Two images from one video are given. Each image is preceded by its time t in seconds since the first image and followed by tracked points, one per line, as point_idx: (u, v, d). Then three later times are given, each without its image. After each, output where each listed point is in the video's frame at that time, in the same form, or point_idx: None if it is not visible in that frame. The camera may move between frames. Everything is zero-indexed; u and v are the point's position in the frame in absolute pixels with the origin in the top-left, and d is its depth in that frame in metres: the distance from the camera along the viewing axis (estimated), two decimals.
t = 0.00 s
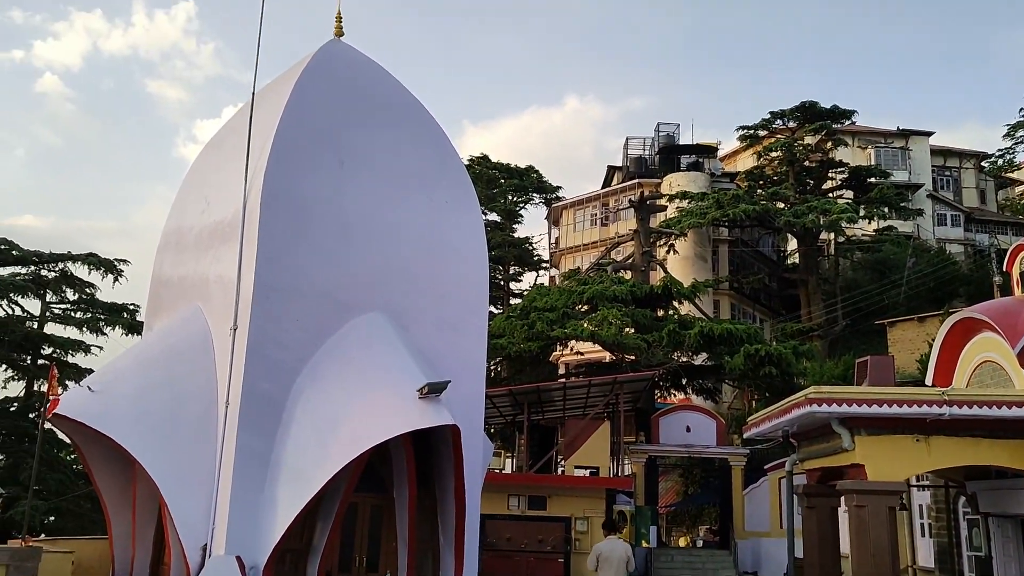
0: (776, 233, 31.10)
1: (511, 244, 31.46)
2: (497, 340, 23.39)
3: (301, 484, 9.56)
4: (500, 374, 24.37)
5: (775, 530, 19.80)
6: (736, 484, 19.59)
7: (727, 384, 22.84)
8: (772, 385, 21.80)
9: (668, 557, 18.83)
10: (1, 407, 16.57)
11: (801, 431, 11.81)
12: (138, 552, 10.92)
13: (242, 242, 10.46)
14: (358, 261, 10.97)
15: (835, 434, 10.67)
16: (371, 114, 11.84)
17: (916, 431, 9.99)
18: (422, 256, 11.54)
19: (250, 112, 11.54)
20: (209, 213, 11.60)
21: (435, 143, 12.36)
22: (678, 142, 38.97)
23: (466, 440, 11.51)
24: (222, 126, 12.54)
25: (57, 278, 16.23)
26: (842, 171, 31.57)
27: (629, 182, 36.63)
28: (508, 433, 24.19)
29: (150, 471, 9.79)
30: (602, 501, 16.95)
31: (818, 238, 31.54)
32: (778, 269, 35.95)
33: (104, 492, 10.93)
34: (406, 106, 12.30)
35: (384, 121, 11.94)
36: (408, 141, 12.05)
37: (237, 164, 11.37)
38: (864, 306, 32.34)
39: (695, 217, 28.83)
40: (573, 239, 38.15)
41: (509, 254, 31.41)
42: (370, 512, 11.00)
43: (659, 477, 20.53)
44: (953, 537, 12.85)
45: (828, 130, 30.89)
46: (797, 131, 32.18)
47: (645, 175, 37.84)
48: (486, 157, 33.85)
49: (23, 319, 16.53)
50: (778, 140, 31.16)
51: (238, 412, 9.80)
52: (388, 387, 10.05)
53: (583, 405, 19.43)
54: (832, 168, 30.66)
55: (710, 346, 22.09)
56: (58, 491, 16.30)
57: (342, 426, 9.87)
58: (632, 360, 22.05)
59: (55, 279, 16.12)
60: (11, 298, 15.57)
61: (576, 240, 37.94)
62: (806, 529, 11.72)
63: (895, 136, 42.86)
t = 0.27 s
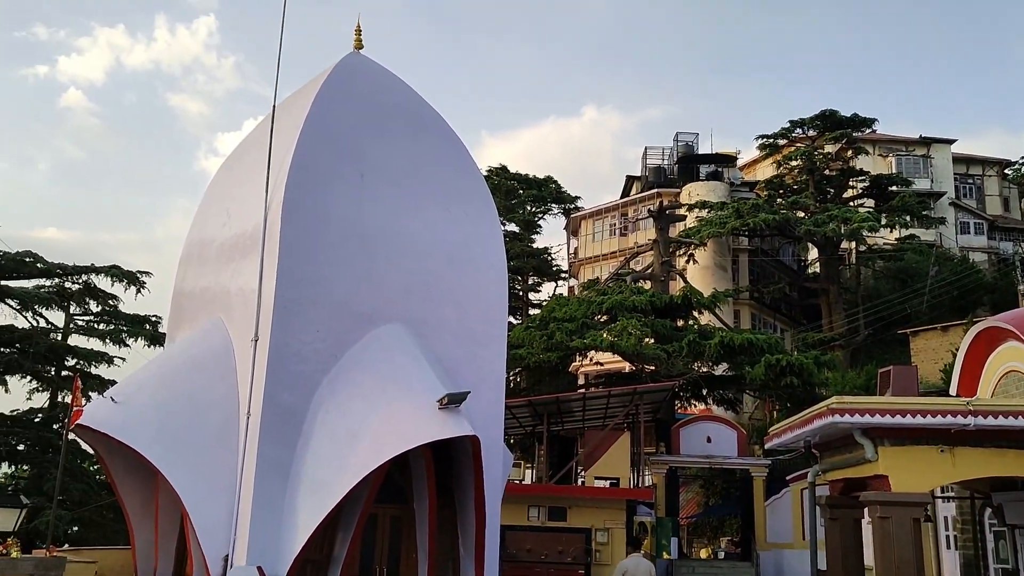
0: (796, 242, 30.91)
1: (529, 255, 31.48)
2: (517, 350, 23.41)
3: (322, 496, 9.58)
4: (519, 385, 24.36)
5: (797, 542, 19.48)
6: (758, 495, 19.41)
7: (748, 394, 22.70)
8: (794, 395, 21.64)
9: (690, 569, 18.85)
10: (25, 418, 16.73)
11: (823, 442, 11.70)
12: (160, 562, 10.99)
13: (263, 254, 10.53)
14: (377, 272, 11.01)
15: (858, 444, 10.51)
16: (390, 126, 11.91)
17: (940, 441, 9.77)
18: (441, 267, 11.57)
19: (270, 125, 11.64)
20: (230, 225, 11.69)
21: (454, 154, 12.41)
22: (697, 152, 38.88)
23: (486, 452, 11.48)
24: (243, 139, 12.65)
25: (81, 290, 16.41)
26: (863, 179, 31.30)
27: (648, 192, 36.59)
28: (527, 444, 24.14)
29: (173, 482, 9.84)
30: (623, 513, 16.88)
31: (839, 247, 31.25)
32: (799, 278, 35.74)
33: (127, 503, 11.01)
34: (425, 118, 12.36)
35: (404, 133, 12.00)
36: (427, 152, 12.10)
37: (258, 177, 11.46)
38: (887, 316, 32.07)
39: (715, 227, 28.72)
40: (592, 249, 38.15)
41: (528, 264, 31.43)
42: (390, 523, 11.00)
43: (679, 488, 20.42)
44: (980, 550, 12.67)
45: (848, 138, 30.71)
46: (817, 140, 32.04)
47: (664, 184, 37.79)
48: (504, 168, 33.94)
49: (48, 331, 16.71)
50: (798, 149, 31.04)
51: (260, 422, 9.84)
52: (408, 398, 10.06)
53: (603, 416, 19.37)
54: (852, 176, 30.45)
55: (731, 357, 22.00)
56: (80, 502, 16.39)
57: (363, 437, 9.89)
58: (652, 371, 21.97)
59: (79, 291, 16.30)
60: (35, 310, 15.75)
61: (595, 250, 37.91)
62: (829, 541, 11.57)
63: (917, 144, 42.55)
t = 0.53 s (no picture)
0: (817, 246, 30.69)
1: (548, 260, 31.50)
2: (536, 355, 23.41)
3: (343, 501, 9.60)
4: (538, 390, 24.33)
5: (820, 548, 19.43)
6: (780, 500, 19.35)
7: (768, 398, 22.58)
8: (816, 400, 21.50)
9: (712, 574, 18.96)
10: (50, 424, 16.90)
11: (845, 447, 11.60)
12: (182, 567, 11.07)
13: (284, 261, 10.60)
14: (397, 279, 11.05)
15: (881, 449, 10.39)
16: (408, 133, 11.95)
17: (965, 446, 9.58)
18: (459, 272, 11.58)
19: (290, 133, 11.71)
20: (251, 233, 11.77)
21: (472, 159, 12.42)
22: (716, 155, 38.76)
23: (505, 457, 11.45)
24: (263, 147, 12.73)
25: (104, 297, 16.59)
26: (885, 182, 31.00)
27: (666, 196, 36.52)
28: (547, 449, 24.10)
29: (196, 488, 9.91)
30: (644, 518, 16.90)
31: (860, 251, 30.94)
32: (819, 281, 35.51)
33: (150, 509, 11.10)
34: (443, 124, 12.38)
35: (422, 139, 12.03)
36: (445, 158, 12.13)
37: (278, 184, 11.53)
38: (909, 319, 31.83)
39: (734, 230, 28.59)
40: (611, 254, 38.10)
41: (546, 269, 31.44)
42: (411, 528, 11.02)
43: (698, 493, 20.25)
44: (1007, 556, 12.53)
45: (868, 140, 30.47)
46: (837, 142, 31.83)
47: (683, 188, 37.69)
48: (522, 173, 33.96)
49: (71, 337, 16.90)
50: (817, 152, 30.88)
51: (282, 429, 9.88)
52: (427, 403, 10.06)
53: (623, 421, 19.33)
54: (874, 178, 30.22)
55: (752, 361, 21.92)
56: (104, 507, 16.58)
57: (382, 443, 9.91)
58: (672, 376, 21.89)
59: (102, 298, 16.47)
60: (59, 317, 15.93)
61: (613, 255, 37.86)
62: (852, 547, 11.45)
63: (938, 146, 42.20)
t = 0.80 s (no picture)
0: (840, 245, 30.44)
1: (569, 261, 31.47)
2: (557, 357, 23.39)
3: (367, 503, 9.63)
4: (560, 392, 24.31)
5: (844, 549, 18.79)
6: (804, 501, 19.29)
7: (792, 399, 22.43)
8: (840, 399, 21.33)
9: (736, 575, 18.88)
10: (77, 426, 17.09)
11: (871, 448, 11.48)
12: (208, 568, 11.16)
13: (306, 264, 10.66)
14: (419, 280, 11.08)
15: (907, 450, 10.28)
16: (429, 135, 11.99)
17: (993, 446, 9.44)
18: (480, 273, 11.60)
19: (312, 136, 11.78)
20: (274, 236, 11.85)
21: (492, 160, 12.43)
22: (737, 154, 38.54)
23: (528, 458, 11.43)
24: (285, 151, 12.81)
25: (130, 301, 16.77)
26: (908, 179, 30.77)
27: (687, 196, 36.37)
28: (569, 450, 24.06)
29: (222, 489, 9.99)
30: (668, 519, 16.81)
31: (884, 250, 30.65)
32: (843, 280, 35.22)
33: (177, 510, 11.20)
34: (463, 125, 12.41)
35: (442, 141, 12.07)
36: (466, 159, 12.15)
37: (300, 188, 11.60)
38: (935, 318, 31.50)
39: (757, 230, 28.40)
40: (632, 255, 38.01)
41: (567, 271, 31.42)
42: (434, 529, 11.04)
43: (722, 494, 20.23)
44: None
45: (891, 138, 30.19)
46: (859, 140, 31.57)
47: (704, 188, 37.53)
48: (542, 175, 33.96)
49: (98, 341, 17.10)
50: (840, 150, 30.58)
51: (305, 430, 9.93)
52: (449, 404, 10.07)
53: (645, 422, 19.28)
54: (897, 176, 29.95)
55: (775, 361, 21.80)
56: (131, 508, 16.74)
57: (405, 444, 9.94)
58: (694, 377, 21.79)
59: (127, 301, 16.65)
60: (86, 321, 16.12)
61: (634, 255, 37.77)
62: (878, 548, 11.28)
63: (963, 143, 41.73)
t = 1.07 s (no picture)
0: (863, 242, 30.16)
1: (590, 260, 31.42)
2: (579, 356, 23.36)
3: (391, 502, 9.67)
4: (581, 391, 24.26)
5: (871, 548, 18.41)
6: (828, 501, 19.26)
7: (816, 398, 22.26)
8: (864, 398, 21.14)
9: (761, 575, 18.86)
10: (104, 427, 17.29)
11: (897, 447, 11.38)
12: (234, 567, 11.25)
13: (329, 264, 10.71)
14: (440, 280, 11.12)
15: (934, 449, 10.17)
16: (450, 135, 12.02)
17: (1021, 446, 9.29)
18: (501, 272, 11.62)
19: (334, 137, 11.85)
20: (297, 237, 11.93)
21: (513, 160, 12.45)
22: (759, 151, 38.27)
23: (550, 457, 11.43)
24: (307, 153, 12.88)
25: (155, 303, 16.94)
26: (933, 175, 30.43)
27: (709, 194, 36.18)
28: (591, 449, 24.01)
29: (247, 489, 10.06)
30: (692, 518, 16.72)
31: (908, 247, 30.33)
32: (867, 278, 34.89)
33: (203, 509, 11.30)
34: (483, 125, 12.43)
35: (463, 141, 12.10)
36: (486, 160, 12.18)
37: (323, 189, 11.67)
38: (961, 315, 31.12)
39: (779, 227, 28.21)
40: (653, 253, 37.89)
41: (588, 270, 31.36)
42: (456, 528, 11.07)
43: (746, 493, 20.17)
44: None
45: (916, 134, 29.85)
46: (883, 136, 31.26)
47: (726, 185, 37.36)
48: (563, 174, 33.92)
49: (124, 342, 17.29)
50: (864, 146, 30.30)
51: (329, 430, 9.99)
52: (472, 404, 10.09)
53: (668, 421, 19.21)
54: (922, 172, 29.63)
55: (798, 359, 21.63)
56: (158, 507, 16.91)
57: (428, 443, 9.97)
58: (717, 375, 21.69)
59: (152, 303, 16.82)
60: (112, 322, 16.30)
61: (655, 254, 37.63)
62: (905, 549, 11.16)
63: (989, 138, 41.20)
